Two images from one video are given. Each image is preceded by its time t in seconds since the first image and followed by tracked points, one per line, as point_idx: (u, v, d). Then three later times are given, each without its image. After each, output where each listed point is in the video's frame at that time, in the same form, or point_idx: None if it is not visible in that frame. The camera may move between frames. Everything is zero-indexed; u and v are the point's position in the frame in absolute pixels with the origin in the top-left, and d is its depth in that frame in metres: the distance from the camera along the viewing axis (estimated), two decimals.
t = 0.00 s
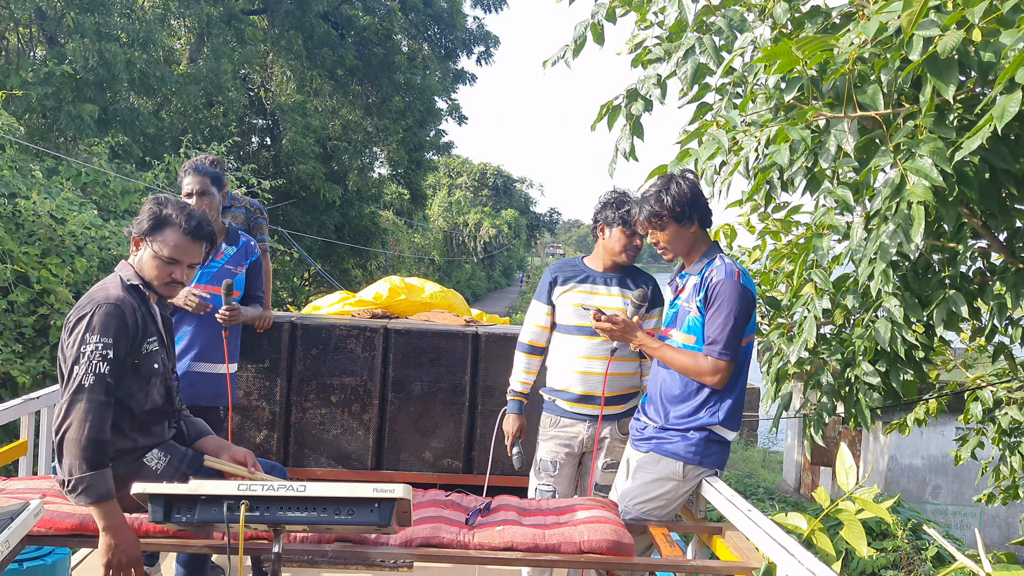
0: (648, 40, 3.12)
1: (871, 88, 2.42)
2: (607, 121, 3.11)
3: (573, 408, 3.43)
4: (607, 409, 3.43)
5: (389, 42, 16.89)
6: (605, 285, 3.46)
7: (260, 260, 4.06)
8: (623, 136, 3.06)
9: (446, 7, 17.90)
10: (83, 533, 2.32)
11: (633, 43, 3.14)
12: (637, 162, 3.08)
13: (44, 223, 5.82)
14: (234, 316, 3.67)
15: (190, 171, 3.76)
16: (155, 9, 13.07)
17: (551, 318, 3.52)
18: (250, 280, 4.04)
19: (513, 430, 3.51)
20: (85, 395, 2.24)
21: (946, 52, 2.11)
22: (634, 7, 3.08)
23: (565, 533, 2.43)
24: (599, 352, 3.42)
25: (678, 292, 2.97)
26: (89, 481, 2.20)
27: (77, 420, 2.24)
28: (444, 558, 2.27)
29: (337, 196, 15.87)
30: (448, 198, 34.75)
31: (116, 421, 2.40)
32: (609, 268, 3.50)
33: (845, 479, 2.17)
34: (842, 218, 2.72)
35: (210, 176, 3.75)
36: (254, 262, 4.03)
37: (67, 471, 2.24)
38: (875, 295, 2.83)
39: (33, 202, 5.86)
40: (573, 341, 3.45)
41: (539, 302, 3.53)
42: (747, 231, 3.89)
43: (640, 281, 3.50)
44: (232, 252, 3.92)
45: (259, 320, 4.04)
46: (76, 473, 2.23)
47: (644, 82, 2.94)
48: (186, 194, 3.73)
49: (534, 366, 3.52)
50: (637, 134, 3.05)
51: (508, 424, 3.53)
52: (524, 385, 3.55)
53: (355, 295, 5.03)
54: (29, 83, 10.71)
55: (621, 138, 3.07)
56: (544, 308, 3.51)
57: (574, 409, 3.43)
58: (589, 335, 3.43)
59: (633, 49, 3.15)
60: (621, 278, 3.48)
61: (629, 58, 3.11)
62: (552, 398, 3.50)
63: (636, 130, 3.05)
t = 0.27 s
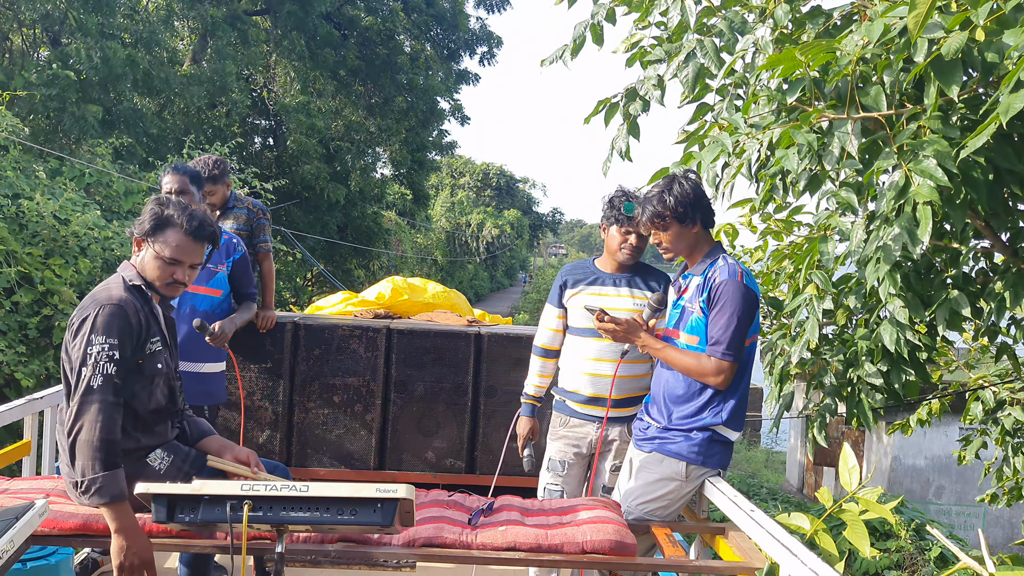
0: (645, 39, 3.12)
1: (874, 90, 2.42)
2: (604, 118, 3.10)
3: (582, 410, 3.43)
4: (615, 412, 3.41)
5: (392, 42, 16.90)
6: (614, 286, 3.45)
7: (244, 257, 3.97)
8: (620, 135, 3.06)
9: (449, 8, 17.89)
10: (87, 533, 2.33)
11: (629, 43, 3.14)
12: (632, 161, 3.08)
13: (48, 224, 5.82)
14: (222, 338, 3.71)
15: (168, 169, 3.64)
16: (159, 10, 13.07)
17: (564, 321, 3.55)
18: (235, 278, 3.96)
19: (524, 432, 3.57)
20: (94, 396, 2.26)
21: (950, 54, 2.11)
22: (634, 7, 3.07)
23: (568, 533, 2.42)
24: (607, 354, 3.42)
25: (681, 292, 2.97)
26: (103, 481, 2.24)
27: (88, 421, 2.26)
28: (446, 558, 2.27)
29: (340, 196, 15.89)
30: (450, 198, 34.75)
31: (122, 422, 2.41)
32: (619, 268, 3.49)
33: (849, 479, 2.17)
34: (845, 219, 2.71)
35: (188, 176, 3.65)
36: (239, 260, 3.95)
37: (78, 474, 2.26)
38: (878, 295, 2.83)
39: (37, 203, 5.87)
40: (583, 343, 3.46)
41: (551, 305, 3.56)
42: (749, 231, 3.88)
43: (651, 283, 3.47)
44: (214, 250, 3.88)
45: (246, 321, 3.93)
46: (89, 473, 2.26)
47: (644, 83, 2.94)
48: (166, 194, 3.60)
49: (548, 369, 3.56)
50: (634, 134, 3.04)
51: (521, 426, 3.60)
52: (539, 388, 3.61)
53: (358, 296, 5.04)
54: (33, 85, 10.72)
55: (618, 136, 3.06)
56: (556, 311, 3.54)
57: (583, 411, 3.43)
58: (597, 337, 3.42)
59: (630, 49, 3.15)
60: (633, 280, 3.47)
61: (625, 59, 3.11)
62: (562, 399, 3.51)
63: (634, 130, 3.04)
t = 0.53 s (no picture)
0: (643, 41, 3.12)
1: (873, 91, 2.42)
2: (603, 121, 3.12)
3: (591, 411, 3.42)
4: (626, 413, 3.41)
5: (393, 43, 16.92)
6: (623, 287, 3.44)
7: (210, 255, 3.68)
8: (620, 138, 3.06)
9: (450, 8, 17.88)
10: (89, 533, 2.35)
11: (627, 44, 3.14)
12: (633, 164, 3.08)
13: (50, 225, 5.84)
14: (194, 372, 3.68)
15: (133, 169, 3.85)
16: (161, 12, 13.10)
17: (575, 323, 3.55)
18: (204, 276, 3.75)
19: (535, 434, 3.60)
20: (96, 397, 2.27)
21: (951, 57, 2.11)
22: (632, 9, 3.08)
23: (568, 533, 2.43)
24: (617, 356, 3.40)
25: (681, 293, 2.96)
26: (105, 482, 2.24)
27: (90, 422, 2.27)
28: (447, 559, 2.27)
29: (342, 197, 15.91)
30: (452, 198, 34.76)
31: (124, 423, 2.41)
32: (627, 268, 3.49)
33: (849, 479, 2.17)
34: (845, 220, 2.71)
35: (152, 174, 3.85)
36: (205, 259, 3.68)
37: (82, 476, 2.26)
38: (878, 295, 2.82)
39: (39, 204, 5.89)
40: (592, 345, 3.46)
41: (561, 308, 3.56)
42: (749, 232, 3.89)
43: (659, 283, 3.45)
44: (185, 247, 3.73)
45: (216, 321, 3.76)
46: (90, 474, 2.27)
47: (643, 85, 2.94)
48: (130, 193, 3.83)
49: (560, 371, 3.58)
50: (634, 137, 3.05)
51: (534, 427, 3.64)
52: (551, 390, 3.64)
53: (360, 296, 5.04)
54: (37, 87, 10.75)
55: (619, 139, 3.07)
56: (567, 314, 3.55)
57: (591, 413, 3.42)
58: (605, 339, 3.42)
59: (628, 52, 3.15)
60: (642, 281, 3.46)
61: (624, 61, 3.12)
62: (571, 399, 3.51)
63: (634, 132, 3.05)
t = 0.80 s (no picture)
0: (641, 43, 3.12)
1: (872, 91, 2.41)
2: (602, 124, 3.12)
3: (596, 411, 3.42)
4: (624, 414, 3.39)
5: (392, 42, 16.91)
6: (632, 286, 3.44)
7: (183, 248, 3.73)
8: (619, 139, 3.06)
9: (449, 7, 17.87)
10: (88, 534, 2.35)
11: (623, 44, 3.13)
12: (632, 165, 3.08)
13: (49, 225, 5.84)
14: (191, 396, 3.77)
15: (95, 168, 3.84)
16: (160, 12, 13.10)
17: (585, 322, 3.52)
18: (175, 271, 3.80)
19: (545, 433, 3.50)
20: (96, 398, 2.26)
21: (951, 58, 2.10)
22: (630, 10, 3.08)
23: (568, 533, 2.42)
24: (621, 355, 3.42)
25: (680, 291, 2.96)
26: (106, 483, 2.24)
27: (90, 423, 2.26)
28: (447, 559, 2.27)
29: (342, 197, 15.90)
30: (452, 197, 34.77)
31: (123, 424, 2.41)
32: (636, 269, 3.48)
33: (849, 478, 2.16)
34: (844, 220, 2.71)
35: (117, 173, 3.85)
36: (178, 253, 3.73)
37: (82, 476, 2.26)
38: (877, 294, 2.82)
39: (38, 205, 5.89)
40: (601, 345, 3.45)
41: (569, 308, 3.54)
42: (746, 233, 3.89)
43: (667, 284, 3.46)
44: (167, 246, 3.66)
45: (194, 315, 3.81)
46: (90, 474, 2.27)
47: (641, 86, 2.93)
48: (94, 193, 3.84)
49: (570, 370, 3.52)
50: (633, 139, 3.05)
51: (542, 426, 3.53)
52: (560, 389, 3.54)
53: (359, 296, 5.03)
54: (36, 86, 10.76)
55: (618, 141, 3.07)
56: (576, 313, 3.52)
57: (597, 412, 3.42)
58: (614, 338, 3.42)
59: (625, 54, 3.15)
60: (652, 281, 3.45)
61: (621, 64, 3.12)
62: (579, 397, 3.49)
63: (632, 134, 3.05)
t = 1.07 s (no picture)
0: (640, 47, 3.12)
1: (872, 91, 2.41)
2: (603, 127, 3.13)
3: (602, 410, 3.42)
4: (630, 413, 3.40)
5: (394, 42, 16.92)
6: (636, 285, 3.43)
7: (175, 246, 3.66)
8: (620, 141, 3.06)
9: (451, 7, 17.87)
10: (93, 533, 2.37)
11: (623, 49, 3.14)
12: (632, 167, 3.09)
13: (53, 226, 5.85)
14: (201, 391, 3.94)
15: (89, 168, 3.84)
16: (162, 13, 13.13)
17: (587, 321, 3.54)
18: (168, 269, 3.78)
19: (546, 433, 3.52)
20: (100, 397, 2.27)
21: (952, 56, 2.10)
22: (629, 13, 3.09)
23: (571, 531, 2.42)
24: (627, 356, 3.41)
25: (681, 290, 2.96)
26: (110, 482, 2.24)
27: (94, 422, 2.28)
28: (450, 557, 2.27)
29: (344, 197, 15.92)
30: (454, 197, 34.78)
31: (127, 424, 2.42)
32: (639, 268, 3.49)
33: (852, 476, 2.16)
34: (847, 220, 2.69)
35: (111, 174, 3.85)
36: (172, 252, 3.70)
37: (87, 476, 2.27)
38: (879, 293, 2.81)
39: (42, 205, 5.90)
40: (604, 344, 3.46)
41: (573, 306, 3.55)
42: (748, 233, 3.90)
43: (671, 281, 3.46)
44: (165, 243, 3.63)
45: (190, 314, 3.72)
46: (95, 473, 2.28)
47: (642, 88, 2.93)
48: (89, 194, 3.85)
49: (572, 370, 3.55)
50: (634, 141, 3.05)
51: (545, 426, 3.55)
52: (562, 389, 3.59)
53: (361, 296, 5.04)
54: (39, 88, 10.79)
55: (618, 143, 3.07)
56: (579, 312, 3.53)
57: (603, 410, 3.41)
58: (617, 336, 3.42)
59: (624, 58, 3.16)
60: (655, 279, 3.46)
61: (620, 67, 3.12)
62: (583, 396, 3.49)
63: (633, 136, 3.05)
